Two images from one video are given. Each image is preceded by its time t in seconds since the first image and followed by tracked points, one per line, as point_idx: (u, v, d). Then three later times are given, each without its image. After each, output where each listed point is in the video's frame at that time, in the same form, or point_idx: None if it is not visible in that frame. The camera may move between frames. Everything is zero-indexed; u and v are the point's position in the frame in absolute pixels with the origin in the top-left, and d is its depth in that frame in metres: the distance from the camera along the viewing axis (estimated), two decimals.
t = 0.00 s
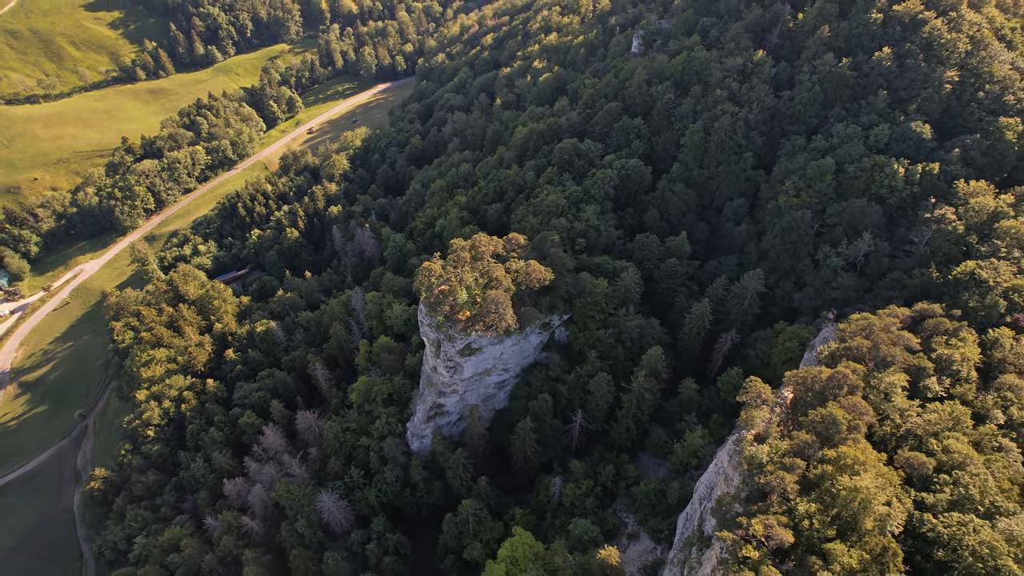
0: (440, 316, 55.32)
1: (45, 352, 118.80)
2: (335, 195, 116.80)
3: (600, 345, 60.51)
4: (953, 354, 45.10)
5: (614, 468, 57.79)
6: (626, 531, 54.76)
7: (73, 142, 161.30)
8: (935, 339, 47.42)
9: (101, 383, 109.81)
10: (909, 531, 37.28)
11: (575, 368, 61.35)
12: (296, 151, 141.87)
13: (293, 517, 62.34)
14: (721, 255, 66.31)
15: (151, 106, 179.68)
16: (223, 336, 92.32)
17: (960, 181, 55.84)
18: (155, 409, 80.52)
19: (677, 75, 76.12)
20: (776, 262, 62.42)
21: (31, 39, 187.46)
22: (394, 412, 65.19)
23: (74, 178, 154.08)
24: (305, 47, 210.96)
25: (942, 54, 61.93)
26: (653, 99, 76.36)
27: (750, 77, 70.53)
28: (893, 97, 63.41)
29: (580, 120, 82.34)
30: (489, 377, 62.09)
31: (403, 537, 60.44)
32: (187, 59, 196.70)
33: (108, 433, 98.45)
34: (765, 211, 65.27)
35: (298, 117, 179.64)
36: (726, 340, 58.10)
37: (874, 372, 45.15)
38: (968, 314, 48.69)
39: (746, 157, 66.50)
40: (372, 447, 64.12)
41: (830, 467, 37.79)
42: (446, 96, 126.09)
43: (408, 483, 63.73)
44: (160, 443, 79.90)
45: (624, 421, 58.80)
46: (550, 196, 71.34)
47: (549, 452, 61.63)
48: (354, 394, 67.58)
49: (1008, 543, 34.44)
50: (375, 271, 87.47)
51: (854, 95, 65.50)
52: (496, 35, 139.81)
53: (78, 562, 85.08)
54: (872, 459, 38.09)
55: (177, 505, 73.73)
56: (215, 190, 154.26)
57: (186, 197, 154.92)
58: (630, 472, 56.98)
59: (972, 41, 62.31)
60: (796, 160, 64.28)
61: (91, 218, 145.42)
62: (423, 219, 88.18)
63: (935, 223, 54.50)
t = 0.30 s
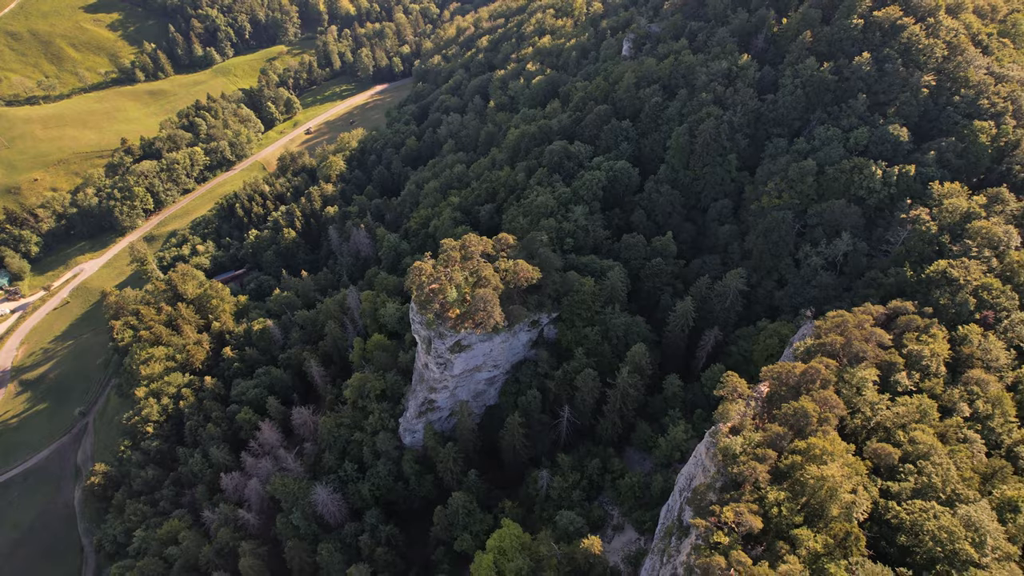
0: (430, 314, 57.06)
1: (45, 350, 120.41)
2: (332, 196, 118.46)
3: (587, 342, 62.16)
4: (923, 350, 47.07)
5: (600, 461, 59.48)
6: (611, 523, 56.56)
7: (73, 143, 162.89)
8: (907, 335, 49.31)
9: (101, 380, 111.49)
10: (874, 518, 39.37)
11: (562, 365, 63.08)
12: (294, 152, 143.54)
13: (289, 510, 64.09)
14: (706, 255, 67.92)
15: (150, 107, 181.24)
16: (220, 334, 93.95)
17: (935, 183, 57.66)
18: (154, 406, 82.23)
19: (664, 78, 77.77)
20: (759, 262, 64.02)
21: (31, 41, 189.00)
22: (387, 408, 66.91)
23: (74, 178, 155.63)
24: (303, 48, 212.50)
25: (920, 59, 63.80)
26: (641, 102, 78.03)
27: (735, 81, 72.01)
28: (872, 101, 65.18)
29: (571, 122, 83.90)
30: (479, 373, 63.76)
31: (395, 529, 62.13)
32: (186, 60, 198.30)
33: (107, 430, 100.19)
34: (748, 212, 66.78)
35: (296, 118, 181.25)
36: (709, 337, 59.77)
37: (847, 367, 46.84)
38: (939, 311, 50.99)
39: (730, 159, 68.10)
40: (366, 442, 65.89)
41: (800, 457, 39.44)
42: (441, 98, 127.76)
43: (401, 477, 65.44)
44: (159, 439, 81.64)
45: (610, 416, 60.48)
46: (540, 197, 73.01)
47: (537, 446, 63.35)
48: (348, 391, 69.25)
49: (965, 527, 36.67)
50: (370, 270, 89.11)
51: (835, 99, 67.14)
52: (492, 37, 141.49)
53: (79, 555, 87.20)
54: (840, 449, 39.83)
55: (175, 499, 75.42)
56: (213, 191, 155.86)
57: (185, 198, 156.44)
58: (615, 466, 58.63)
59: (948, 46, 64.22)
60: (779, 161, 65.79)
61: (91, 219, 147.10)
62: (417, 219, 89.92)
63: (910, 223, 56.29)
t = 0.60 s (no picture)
0: (422, 310, 59.00)
1: (46, 348, 122.08)
2: (329, 196, 120.27)
3: (575, 337, 63.95)
4: (895, 344, 48.98)
5: (586, 453, 61.19)
6: (597, 513, 58.32)
7: (73, 144, 164.67)
8: (880, 330, 51.15)
9: (101, 378, 113.19)
10: (842, 503, 41.23)
11: (550, 360, 64.93)
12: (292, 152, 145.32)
13: (285, 501, 65.96)
14: (691, 253, 69.55)
15: (149, 108, 183.02)
16: (218, 331, 95.80)
17: (911, 183, 59.59)
18: (153, 401, 84.13)
19: (652, 81, 79.59)
20: (742, 260, 65.67)
21: (31, 42, 190.69)
22: (380, 402, 68.76)
23: (74, 178, 157.40)
24: (302, 49, 214.27)
25: (898, 63, 65.70)
26: (630, 104, 79.85)
27: (720, 83, 73.69)
28: (852, 103, 67.05)
29: (561, 123, 85.63)
30: (470, 368, 65.67)
31: (387, 520, 63.89)
32: (185, 61, 200.02)
33: (108, 426, 101.93)
34: (733, 211, 68.32)
35: (295, 119, 183.06)
36: (693, 333, 61.45)
37: (821, 360, 48.52)
38: (911, 307, 53.11)
39: (714, 159, 69.75)
40: (360, 435, 67.77)
41: (771, 445, 41.22)
42: (437, 99, 129.55)
43: (393, 469, 67.17)
44: (159, 434, 83.45)
45: (597, 410, 62.16)
46: (530, 197, 74.77)
47: (526, 439, 65.07)
48: (342, 385, 71.09)
49: (927, 511, 38.85)
50: (365, 269, 90.89)
51: (817, 101, 68.90)
52: (487, 39, 143.27)
53: (80, 548, 89.05)
54: (810, 438, 41.58)
55: (174, 492, 77.25)
56: (212, 191, 157.58)
57: (184, 197, 158.16)
58: (601, 457, 60.31)
59: (926, 50, 66.34)
60: (761, 162, 67.40)
61: (91, 218, 148.77)
62: (411, 219, 91.71)
63: (886, 222, 58.14)
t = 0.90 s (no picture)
0: (414, 305, 60.84)
1: (48, 345, 123.92)
2: (327, 196, 122.10)
3: (563, 332, 65.84)
4: (868, 336, 50.85)
5: (574, 444, 62.99)
6: (584, 502, 60.14)
7: (74, 144, 166.54)
8: (854, 323, 53.03)
9: (102, 374, 115.05)
10: (813, 487, 43.18)
11: (539, 354, 66.92)
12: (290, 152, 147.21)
13: (281, 491, 67.87)
14: (678, 249, 71.27)
15: (149, 108, 184.88)
16: (217, 328, 97.77)
17: (888, 181, 61.48)
18: (154, 396, 86.10)
19: (641, 82, 81.42)
20: (725, 256, 67.39)
21: (32, 43, 192.32)
22: (374, 395, 70.66)
23: (75, 178, 159.26)
24: (300, 50, 216.18)
25: (878, 65, 67.61)
26: (619, 105, 81.70)
27: (706, 84, 75.43)
28: (834, 104, 68.89)
29: (553, 124, 87.49)
30: (461, 362, 67.69)
31: (381, 509, 65.78)
32: (184, 62, 201.81)
33: (109, 421, 103.84)
34: (718, 209, 70.01)
35: (293, 119, 184.97)
36: (678, 327, 63.28)
37: (796, 351, 50.34)
38: (885, 301, 55.12)
39: (700, 159, 71.45)
40: (354, 428, 69.66)
41: (744, 432, 43.05)
42: (433, 100, 131.47)
43: (387, 460, 69.03)
44: (159, 428, 85.32)
45: (585, 402, 63.92)
46: (521, 196, 76.63)
47: (516, 430, 66.93)
48: (338, 379, 72.96)
49: (892, 494, 41.15)
50: (361, 267, 92.76)
51: (799, 101, 70.69)
52: (483, 40, 145.16)
53: (83, 540, 91.00)
54: (783, 425, 43.42)
55: (174, 484, 79.19)
56: (211, 191, 159.49)
57: (183, 197, 160.02)
58: (588, 448, 62.08)
59: (905, 53, 68.44)
60: (745, 161, 69.09)
61: (91, 218, 150.57)
62: (406, 217, 93.56)
63: (863, 219, 59.98)
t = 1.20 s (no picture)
0: (406, 297, 62.84)
1: (50, 341, 125.72)
2: (324, 194, 123.99)
3: (552, 324, 67.59)
4: (843, 325, 52.54)
5: (562, 433, 64.64)
6: (571, 489, 61.79)
7: (75, 143, 168.44)
8: (831, 313, 54.67)
9: (103, 369, 116.86)
10: (785, 469, 44.86)
11: (529, 345, 68.74)
12: (288, 151, 149.08)
13: (278, 480, 69.78)
14: (665, 244, 72.90)
15: (149, 108, 186.78)
16: (216, 323, 99.67)
17: (867, 177, 63.18)
18: (154, 389, 88.06)
19: (630, 81, 83.13)
20: (709, 250, 69.06)
21: (33, 43, 194.14)
22: (369, 386, 72.52)
23: (76, 177, 161.18)
24: (299, 50, 218.03)
25: (858, 64, 69.41)
26: (608, 103, 83.45)
27: (693, 83, 77.02)
28: (816, 102, 70.63)
29: (544, 122, 89.22)
30: (453, 353, 69.53)
31: (375, 497, 67.59)
32: (184, 63, 203.63)
33: (110, 414, 105.63)
34: (703, 204, 71.62)
35: (292, 119, 186.95)
36: (664, 320, 64.99)
37: (773, 340, 51.90)
38: (862, 292, 56.83)
39: (686, 156, 73.09)
40: (349, 418, 71.49)
41: (720, 416, 44.69)
42: (429, 99, 133.30)
43: (381, 450, 70.87)
44: (159, 420, 87.31)
45: (573, 392, 65.56)
46: (513, 192, 78.39)
47: (506, 420, 68.70)
48: (333, 371, 74.83)
49: (860, 475, 43.11)
50: (357, 262, 94.55)
51: (783, 100, 72.35)
52: (479, 41, 147.00)
53: (84, 531, 92.85)
54: (757, 409, 45.04)
55: (174, 475, 81.11)
56: (210, 189, 161.45)
57: (183, 196, 161.93)
58: (576, 437, 63.75)
59: (885, 53, 70.34)
60: (729, 158, 70.64)
61: (92, 216, 152.40)
62: (401, 214, 95.36)
63: (843, 214, 61.73)
